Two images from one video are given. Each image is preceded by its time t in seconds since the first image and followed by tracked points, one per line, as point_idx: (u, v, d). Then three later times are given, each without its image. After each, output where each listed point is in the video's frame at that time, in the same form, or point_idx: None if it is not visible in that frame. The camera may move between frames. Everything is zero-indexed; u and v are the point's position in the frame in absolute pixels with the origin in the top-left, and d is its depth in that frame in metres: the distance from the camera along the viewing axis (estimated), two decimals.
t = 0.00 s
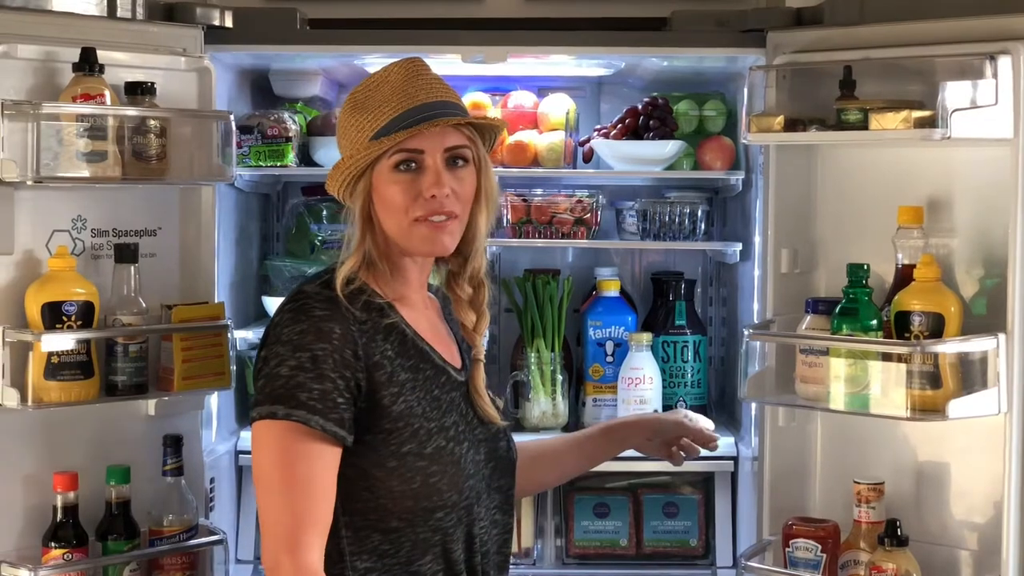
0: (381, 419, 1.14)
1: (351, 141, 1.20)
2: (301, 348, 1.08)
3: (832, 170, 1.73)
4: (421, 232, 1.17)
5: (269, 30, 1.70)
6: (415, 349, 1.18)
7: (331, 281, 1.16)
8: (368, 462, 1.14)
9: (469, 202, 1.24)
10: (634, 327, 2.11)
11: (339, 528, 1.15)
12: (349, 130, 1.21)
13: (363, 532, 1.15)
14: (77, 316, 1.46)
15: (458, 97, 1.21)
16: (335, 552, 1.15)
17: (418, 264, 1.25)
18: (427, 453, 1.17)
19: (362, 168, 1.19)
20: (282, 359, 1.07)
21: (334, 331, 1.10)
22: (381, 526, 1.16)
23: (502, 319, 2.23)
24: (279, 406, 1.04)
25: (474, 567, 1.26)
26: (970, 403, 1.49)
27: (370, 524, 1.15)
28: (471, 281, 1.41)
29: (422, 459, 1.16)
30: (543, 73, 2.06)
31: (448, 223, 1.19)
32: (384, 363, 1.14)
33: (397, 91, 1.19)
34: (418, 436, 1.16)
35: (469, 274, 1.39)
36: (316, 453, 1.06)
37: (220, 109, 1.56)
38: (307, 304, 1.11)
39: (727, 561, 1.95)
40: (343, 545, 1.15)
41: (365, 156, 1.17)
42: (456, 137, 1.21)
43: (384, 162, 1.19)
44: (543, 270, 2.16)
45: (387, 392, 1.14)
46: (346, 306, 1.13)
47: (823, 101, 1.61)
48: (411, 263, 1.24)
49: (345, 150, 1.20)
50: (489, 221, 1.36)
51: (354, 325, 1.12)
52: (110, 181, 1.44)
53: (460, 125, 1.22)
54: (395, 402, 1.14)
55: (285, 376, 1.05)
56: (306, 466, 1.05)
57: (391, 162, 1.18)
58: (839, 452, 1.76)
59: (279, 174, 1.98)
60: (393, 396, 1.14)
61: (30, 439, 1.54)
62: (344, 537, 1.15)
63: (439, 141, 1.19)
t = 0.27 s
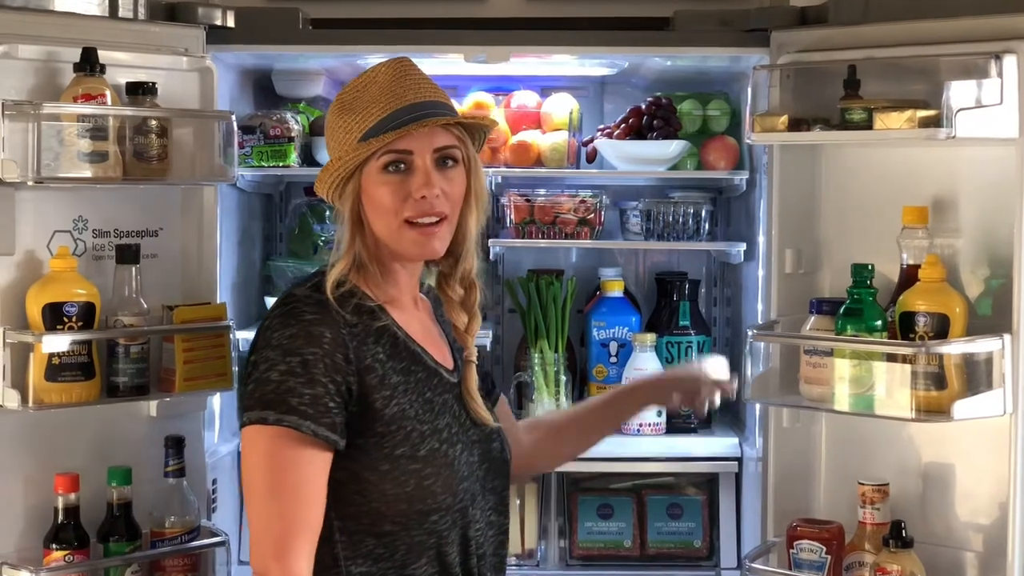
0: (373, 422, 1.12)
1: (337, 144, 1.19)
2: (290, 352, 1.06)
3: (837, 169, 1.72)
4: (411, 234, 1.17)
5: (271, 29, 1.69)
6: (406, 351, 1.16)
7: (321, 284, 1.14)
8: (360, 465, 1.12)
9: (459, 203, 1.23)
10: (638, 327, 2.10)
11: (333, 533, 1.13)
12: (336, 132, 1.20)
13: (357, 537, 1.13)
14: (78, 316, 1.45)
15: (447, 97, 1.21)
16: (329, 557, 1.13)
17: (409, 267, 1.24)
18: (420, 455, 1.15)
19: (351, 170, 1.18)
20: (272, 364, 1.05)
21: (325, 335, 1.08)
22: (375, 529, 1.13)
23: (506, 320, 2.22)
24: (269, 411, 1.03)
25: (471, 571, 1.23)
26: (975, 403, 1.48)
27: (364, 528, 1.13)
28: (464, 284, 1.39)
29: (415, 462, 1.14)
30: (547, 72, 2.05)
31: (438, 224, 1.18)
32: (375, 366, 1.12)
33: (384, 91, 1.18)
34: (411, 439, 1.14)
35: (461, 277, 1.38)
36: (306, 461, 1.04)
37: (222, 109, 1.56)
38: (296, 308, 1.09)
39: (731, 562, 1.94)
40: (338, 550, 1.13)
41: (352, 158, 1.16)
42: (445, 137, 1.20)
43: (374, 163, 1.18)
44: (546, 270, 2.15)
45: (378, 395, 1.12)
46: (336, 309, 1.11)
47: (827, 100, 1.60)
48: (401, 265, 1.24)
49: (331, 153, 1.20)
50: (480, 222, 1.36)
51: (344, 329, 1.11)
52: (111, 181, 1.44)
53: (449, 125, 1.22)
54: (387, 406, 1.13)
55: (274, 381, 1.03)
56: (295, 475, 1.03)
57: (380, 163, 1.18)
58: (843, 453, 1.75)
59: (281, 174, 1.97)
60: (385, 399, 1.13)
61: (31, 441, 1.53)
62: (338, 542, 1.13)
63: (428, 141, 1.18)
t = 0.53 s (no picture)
0: (350, 428, 1.12)
1: (344, 141, 1.14)
2: (256, 368, 1.06)
3: (839, 169, 1.71)
4: (431, 231, 1.17)
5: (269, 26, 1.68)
6: (381, 352, 1.15)
7: (289, 294, 1.13)
8: (342, 472, 1.13)
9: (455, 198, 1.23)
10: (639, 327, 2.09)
11: (322, 540, 1.14)
12: (337, 130, 1.14)
13: (345, 542, 1.14)
14: (74, 316, 1.44)
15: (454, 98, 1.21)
16: (319, 563, 1.14)
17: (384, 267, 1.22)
18: (400, 459, 1.14)
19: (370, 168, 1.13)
20: (239, 380, 1.06)
21: (291, 347, 1.07)
22: (362, 536, 1.14)
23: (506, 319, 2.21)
24: (236, 428, 1.03)
25: (464, 569, 1.23)
26: (980, 404, 1.46)
27: (351, 535, 1.14)
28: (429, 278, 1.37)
29: (396, 466, 1.14)
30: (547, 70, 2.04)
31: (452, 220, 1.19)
32: (347, 373, 1.11)
33: (391, 85, 1.15)
34: (390, 443, 1.14)
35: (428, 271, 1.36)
36: (278, 475, 1.05)
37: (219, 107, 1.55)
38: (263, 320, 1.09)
39: (732, 564, 1.92)
40: (327, 556, 1.14)
41: (382, 156, 1.12)
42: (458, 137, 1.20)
43: (398, 160, 1.15)
44: (547, 270, 2.14)
45: (353, 402, 1.11)
46: (304, 318, 1.10)
47: (829, 99, 1.59)
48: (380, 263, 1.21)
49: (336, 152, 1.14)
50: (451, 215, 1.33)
51: (312, 338, 1.10)
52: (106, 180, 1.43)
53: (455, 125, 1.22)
54: (362, 411, 1.12)
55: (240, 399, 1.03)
56: (268, 489, 1.04)
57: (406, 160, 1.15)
58: (846, 454, 1.73)
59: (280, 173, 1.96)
60: (359, 405, 1.12)
61: (26, 442, 1.52)
62: (326, 547, 1.14)
63: (451, 140, 1.18)
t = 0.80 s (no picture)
0: (328, 444, 1.15)
1: (406, 164, 1.12)
2: (234, 390, 1.07)
3: (842, 168, 1.69)
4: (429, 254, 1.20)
5: (267, 25, 1.67)
6: (355, 365, 1.17)
7: (261, 309, 1.14)
8: (323, 488, 1.16)
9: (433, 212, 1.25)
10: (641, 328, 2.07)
11: (307, 554, 1.18)
12: (389, 156, 1.12)
13: (330, 555, 1.18)
14: (69, 317, 1.43)
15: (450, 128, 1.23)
16: None
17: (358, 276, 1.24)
18: (380, 472, 1.18)
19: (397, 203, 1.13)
20: (216, 403, 1.06)
21: (268, 367, 1.08)
22: (346, 549, 1.17)
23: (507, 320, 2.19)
24: (217, 452, 1.04)
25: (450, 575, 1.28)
26: (984, 408, 1.44)
27: (335, 548, 1.17)
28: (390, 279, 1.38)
29: (376, 479, 1.17)
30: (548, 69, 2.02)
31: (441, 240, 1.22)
32: (323, 389, 1.13)
33: (429, 105, 1.16)
34: (368, 457, 1.17)
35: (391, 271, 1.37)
36: (259, 492, 1.06)
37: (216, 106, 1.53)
38: (237, 340, 1.09)
39: (735, 567, 1.91)
40: (313, 568, 1.18)
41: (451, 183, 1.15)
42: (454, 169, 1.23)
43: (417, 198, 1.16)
44: (548, 270, 2.13)
45: (329, 418, 1.14)
46: (278, 336, 1.11)
47: (832, 97, 1.57)
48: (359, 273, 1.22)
49: (400, 175, 1.12)
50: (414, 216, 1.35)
51: (287, 356, 1.11)
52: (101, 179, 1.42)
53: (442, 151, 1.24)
54: (339, 427, 1.15)
55: (220, 422, 1.04)
56: (249, 506, 1.05)
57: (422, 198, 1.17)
58: (850, 457, 1.71)
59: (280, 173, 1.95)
60: (336, 421, 1.14)
61: (20, 445, 1.51)
62: (312, 560, 1.18)
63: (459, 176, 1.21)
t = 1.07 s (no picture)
0: (315, 449, 1.13)
1: (388, 160, 1.11)
2: (222, 394, 1.05)
3: (844, 166, 1.67)
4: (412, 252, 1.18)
5: (262, 23, 1.65)
6: (343, 367, 1.16)
7: (247, 311, 1.12)
8: (310, 492, 1.14)
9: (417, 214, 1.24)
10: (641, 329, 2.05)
11: (292, 559, 1.16)
12: (371, 151, 1.10)
13: (317, 561, 1.16)
14: (58, 318, 1.41)
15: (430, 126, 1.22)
16: None
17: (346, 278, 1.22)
18: (368, 476, 1.16)
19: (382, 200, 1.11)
20: (204, 408, 1.04)
21: (255, 370, 1.06)
22: (333, 554, 1.16)
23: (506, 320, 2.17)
24: (205, 458, 1.02)
25: None
26: (986, 411, 1.42)
27: (322, 554, 1.16)
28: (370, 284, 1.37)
29: (363, 483, 1.16)
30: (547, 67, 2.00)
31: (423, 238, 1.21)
32: (310, 392, 1.12)
33: (408, 101, 1.15)
34: (356, 460, 1.15)
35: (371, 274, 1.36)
36: (250, 504, 1.04)
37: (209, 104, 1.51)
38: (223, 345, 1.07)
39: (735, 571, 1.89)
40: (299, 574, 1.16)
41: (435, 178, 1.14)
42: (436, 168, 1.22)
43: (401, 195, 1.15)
44: (547, 270, 2.11)
45: (317, 422, 1.12)
46: (264, 339, 1.10)
47: (834, 95, 1.55)
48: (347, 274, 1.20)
49: (384, 171, 1.11)
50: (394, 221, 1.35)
51: (274, 359, 1.09)
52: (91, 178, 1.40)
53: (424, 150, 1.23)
54: (326, 431, 1.13)
55: (207, 427, 1.02)
56: (240, 519, 1.03)
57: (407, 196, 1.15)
58: (852, 459, 1.69)
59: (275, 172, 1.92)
60: (323, 425, 1.13)
61: (10, 448, 1.49)
62: (297, 566, 1.16)
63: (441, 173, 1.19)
